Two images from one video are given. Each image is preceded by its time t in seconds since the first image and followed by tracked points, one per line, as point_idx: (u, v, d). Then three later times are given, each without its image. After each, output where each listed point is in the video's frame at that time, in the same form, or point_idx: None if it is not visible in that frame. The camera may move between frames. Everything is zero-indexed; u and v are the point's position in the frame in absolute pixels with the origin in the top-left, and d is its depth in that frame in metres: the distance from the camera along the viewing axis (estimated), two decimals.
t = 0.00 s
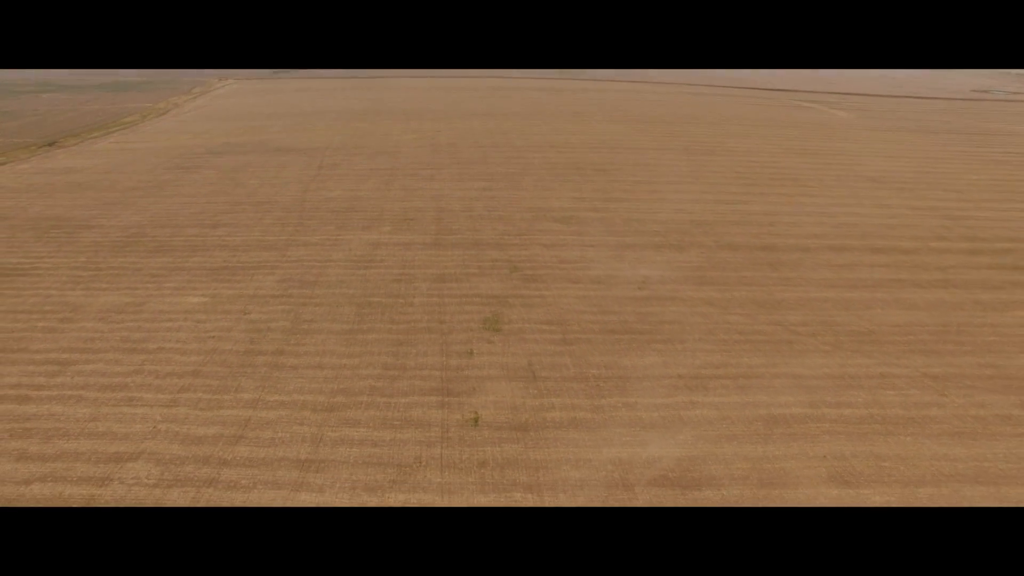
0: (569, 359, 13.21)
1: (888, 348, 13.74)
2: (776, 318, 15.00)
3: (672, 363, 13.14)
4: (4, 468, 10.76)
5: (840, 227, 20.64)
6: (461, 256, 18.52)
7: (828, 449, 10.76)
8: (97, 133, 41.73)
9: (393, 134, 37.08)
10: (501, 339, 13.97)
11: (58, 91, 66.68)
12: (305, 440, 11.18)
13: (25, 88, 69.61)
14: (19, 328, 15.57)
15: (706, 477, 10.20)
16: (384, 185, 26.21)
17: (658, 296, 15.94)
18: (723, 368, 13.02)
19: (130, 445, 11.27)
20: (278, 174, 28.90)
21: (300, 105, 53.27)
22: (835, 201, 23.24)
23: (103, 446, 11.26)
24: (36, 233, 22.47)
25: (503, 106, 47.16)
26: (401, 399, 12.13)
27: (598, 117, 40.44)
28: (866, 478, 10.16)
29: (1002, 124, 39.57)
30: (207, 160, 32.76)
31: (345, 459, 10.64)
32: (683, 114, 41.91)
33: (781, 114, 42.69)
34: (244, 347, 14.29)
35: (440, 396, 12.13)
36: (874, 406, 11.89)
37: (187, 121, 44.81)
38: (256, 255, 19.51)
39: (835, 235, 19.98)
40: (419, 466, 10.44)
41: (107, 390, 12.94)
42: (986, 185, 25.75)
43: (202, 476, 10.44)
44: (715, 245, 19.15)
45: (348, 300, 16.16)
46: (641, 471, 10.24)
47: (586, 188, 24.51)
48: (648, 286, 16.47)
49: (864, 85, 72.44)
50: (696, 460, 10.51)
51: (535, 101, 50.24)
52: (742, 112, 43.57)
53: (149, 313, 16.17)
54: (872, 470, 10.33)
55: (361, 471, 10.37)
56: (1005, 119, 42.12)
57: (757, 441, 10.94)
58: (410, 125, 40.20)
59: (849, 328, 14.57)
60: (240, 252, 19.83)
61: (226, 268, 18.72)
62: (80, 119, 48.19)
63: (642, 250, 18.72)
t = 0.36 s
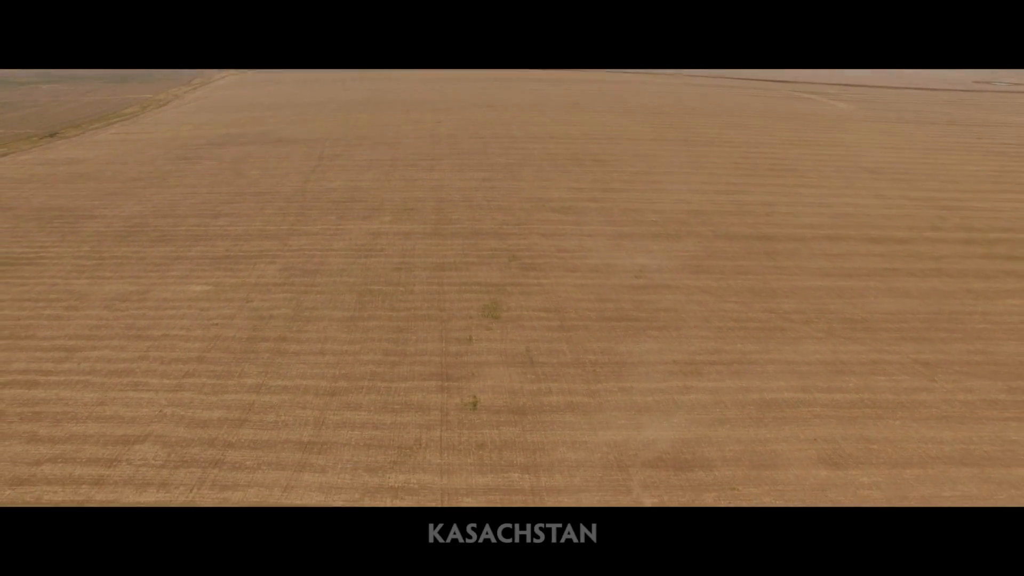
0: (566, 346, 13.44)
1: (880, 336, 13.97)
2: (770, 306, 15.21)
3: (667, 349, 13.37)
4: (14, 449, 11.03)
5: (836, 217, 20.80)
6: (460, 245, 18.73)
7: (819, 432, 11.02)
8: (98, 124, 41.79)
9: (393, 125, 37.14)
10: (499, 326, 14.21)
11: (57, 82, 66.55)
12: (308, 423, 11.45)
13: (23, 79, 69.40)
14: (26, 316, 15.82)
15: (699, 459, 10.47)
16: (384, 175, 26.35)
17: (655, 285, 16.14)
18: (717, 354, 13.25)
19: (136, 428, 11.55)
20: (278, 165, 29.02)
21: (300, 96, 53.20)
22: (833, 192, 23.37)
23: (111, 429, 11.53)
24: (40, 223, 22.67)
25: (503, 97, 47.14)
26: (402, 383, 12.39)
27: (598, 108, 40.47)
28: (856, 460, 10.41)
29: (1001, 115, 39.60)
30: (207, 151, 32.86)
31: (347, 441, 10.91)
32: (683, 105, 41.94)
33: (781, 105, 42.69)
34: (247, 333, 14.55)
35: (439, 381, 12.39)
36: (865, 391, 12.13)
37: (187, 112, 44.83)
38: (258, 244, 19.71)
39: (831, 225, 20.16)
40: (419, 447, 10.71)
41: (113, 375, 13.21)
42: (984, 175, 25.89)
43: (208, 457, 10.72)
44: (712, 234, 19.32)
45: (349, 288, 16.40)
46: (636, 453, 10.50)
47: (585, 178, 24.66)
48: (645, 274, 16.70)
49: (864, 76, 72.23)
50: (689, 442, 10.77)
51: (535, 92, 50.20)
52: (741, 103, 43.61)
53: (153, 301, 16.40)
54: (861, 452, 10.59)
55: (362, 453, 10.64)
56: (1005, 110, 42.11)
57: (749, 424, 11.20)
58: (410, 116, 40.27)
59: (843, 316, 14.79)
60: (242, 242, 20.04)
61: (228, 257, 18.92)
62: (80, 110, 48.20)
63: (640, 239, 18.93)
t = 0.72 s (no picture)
0: (563, 332, 13.70)
1: (872, 323, 14.20)
2: (766, 294, 15.43)
3: (662, 335, 13.61)
4: (25, 431, 11.31)
5: (833, 208, 20.94)
6: (459, 234, 18.93)
7: (809, 415, 11.29)
8: (98, 114, 41.85)
9: (392, 116, 37.21)
10: (497, 313, 14.48)
11: (56, 73, 66.50)
12: (310, 406, 11.71)
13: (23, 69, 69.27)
14: (32, 304, 16.05)
15: (693, 440, 10.73)
16: (384, 166, 26.49)
17: (652, 273, 16.36)
18: (711, 340, 13.51)
19: (143, 412, 11.83)
20: (278, 156, 29.14)
21: (299, 87, 53.17)
22: (829, 183, 23.51)
23: (118, 412, 11.81)
24: (43, 213, 22.87)
25: (503, 89, 47.11)
26: (402, 367, 12.67)
27: (597, 100, 40.50)
28: (845, 441, 10.67)
29: (1000, 107, 39.63)
30: (208, 142, 32.98)
31: (349, 423, 11.19)
32: (682, 97, 41.95)
33: (781, 96, 42.65)
34: (250, 320, 14.80)
35: (439, 365, 12.66)
36: (855, 376, 12.39)
37: (187, 104, 44.89)
38: (259, 234, 19.90)
39: (827, 215, 20.34)
40: (419, 429, 10.99)
41: (119, 361, 13.45)
42: (981, 166, 26.03)
43: (213, 439, 10.99)
44: (709, 224, 19.53)
45: (350, 276, 16.62)
46: (630, 435, 10.78)
47: (583, 169, 24.81)
48: (643, 263, 16.91)
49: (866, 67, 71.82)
50: (683, 424, 11.04)
51: (534, 84, 50.17)
52: (741, 94, 43.64)
53: (157, 289, 16.65)
54: (850, 434, 10.85)
55: (364, 435, 10.92)
56: (1004, 101, 42.13)
57: (741, 407, 11.46)
58: (410, 107, 40.33)
59: (836, 304, 15.02)
60: (244, 231, 20.25)
61: (230, 246, 19.14)
62: (80, 101, 48.24)
63: (638, 229, 19.12)
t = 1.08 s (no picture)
0: (560, 318, 13.93)
1: (864, 310, 14.45)
2: (761, 282, 15.65)
3: (658, 321, 13.86)
4: (35, 414, 11.59)
5: (829, 198, 21.12)
6: (459, 223, 19.13)
7: (800, 399, 11.55)
8: (99, 105, 41.90)
9: (392, 107, 37.27)
10: (495, 300, 14.73)
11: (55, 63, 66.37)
12: (312, 389, 11.99)
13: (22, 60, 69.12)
14: (37, 291, 16.30)
15: (686, 422, 10.99)
16: (384, 156, 26.64)
17: (649, 261, 16.59)
18: (706, 326, 13.76)
19: (149, 395, 12.10)
20: (279, 146, 29.26)
21: (299, 78, 53.17)
22: (826, 173, 23.66)
23: (124, 395, 12.08)
24: (46, 203, 23.08)
25: (502, 80, 47.10)
26: (402, 352, 12.93)
27: (597, 91, 40.58)
28: (834, 424, 10.94)
29: (1000, 98, 39.71)
30: (208, 133, 33.07)
31: (350, 406, 11.46)
32: (682, 88, 42.00)
33: (781, 88, 42.70)
34: (253, 307, 15.05)
35: (438, 351, 12.92)
36: (846, 360, 12.65)
37: (187, 94, 44.93)
38: (261, 223, 20.10)
39: (823, 205, 20.55)
40: (419, 412, 11.26)
41: (124, 346, 13.71)
42: (978, 157, 26.18)
43: (217, 421, 11.26)
44: (706, 214, 19.71)
45: (351, 264, 16.85)
46: (625, 417, 11.04)
47: (582, 159, 24.97)
48: (640, 252, 17.14)
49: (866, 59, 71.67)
50: (677, 406, 11.31)
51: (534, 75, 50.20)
52: (740, 85, 43.68)
53: (160, 277, 16.88)
54: (840, 417, 11.11)
55: (365, 417, 11.19)
56: (1004, 92, 42.18)
57: (734, 391, 11.72)
58: (410, 98, 40.40)
59: (830, 291, 15.24)
60: (245, 220, 20.46)
61: (232, 235, 19.36)
62: (80, 92, 48.25)
63: (636, 218, 19.33)
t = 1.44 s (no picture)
0: (557, 304, 14.18)
1: (856, 297, 14.69)
2: (756, 269, 15.88)
3: (653, 308, 14.11)
4: (44, 396, 11.87)
5: (825, 187, 21.31)
6: (459, 212, 19.34)
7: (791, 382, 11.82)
8: (99, 96, 41.93)
9: (392, 97, 37.31)
10: (494, 286, 14.98)
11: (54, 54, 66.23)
12: (314, 372, 12.27)
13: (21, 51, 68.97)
14: (43, 279, 16.52)
15: (680, 404, 11.26)
16: (384, 146, 26.78)
17: (646, 249, 16.81)
18: (701, 312, 14.00)
19: (155, 378, 12.38)
20: (280, 137, 29.39)
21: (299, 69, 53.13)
22: (823, 163, 23.82)
23: (131, 378, 12.37)
24: (49, 192, 23.26)
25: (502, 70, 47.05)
26: (402, 337, 13.19)
27: (596, 81, 40.63)
28: (824, 406, 11.21)
29: (1000, 89, 39.76)
30: (208, 123, 33.16)
31: (352, 388, 11.74)
32: (682, 79, 42.00)
33: (780, 79, 42.72)
34: (255, 294, 15.30)
35: (437, 336, 13.17)
36: (838, 345, 12.92)
37: (187, 85, 44.91)
38: (262, 212, 20.30)
39: (819, 194, 20.73)
40: (418, 394, 11.54)
41: (129, 332, 13.95)
42: (974, 148, 26.32)
43: (222, 403, 11.54)
44: (703, 203, 19.89)
45: (351, 252, 17.07)
46: (620, 400, 11.31)
47: (580, 149, 25.11)
48: (636, 240, 17.37)
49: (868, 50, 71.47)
50: (671, 389, 11.58)
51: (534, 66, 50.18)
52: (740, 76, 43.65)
53: (164, 265, 17.12)
54: (830, 399, 11.39)
55: (366, 399, 11.47)
56: (1004, 83, 42.20)
57: (727, 374, 11.99)
58: (410, 88, 40.43)
59: (823, 279, 15.48)
60: (247, 209, 20.66)
61: (234, 224, 19.56)
62: (79, 83, 48.22)
63: (633, 207, 19.52)
